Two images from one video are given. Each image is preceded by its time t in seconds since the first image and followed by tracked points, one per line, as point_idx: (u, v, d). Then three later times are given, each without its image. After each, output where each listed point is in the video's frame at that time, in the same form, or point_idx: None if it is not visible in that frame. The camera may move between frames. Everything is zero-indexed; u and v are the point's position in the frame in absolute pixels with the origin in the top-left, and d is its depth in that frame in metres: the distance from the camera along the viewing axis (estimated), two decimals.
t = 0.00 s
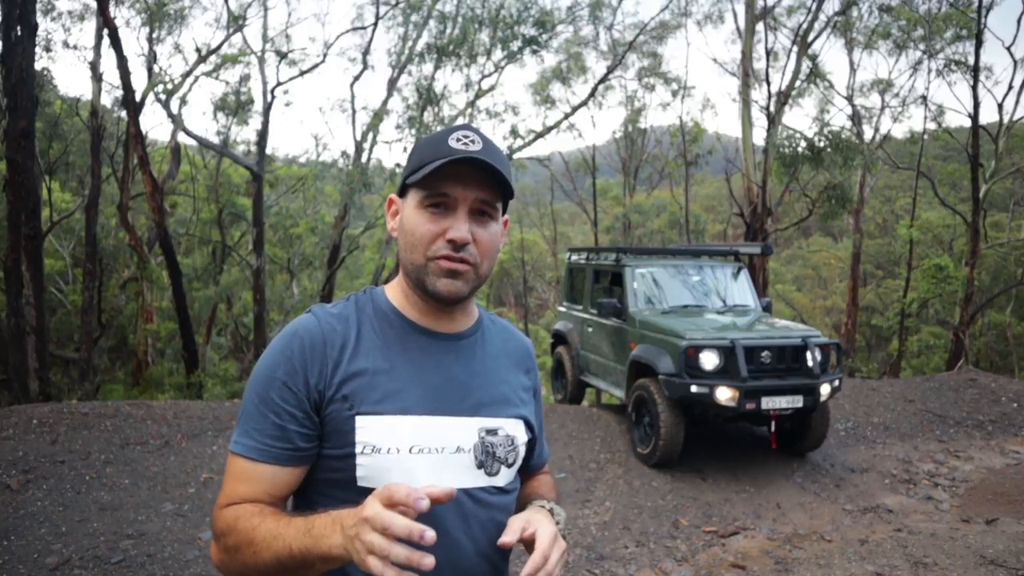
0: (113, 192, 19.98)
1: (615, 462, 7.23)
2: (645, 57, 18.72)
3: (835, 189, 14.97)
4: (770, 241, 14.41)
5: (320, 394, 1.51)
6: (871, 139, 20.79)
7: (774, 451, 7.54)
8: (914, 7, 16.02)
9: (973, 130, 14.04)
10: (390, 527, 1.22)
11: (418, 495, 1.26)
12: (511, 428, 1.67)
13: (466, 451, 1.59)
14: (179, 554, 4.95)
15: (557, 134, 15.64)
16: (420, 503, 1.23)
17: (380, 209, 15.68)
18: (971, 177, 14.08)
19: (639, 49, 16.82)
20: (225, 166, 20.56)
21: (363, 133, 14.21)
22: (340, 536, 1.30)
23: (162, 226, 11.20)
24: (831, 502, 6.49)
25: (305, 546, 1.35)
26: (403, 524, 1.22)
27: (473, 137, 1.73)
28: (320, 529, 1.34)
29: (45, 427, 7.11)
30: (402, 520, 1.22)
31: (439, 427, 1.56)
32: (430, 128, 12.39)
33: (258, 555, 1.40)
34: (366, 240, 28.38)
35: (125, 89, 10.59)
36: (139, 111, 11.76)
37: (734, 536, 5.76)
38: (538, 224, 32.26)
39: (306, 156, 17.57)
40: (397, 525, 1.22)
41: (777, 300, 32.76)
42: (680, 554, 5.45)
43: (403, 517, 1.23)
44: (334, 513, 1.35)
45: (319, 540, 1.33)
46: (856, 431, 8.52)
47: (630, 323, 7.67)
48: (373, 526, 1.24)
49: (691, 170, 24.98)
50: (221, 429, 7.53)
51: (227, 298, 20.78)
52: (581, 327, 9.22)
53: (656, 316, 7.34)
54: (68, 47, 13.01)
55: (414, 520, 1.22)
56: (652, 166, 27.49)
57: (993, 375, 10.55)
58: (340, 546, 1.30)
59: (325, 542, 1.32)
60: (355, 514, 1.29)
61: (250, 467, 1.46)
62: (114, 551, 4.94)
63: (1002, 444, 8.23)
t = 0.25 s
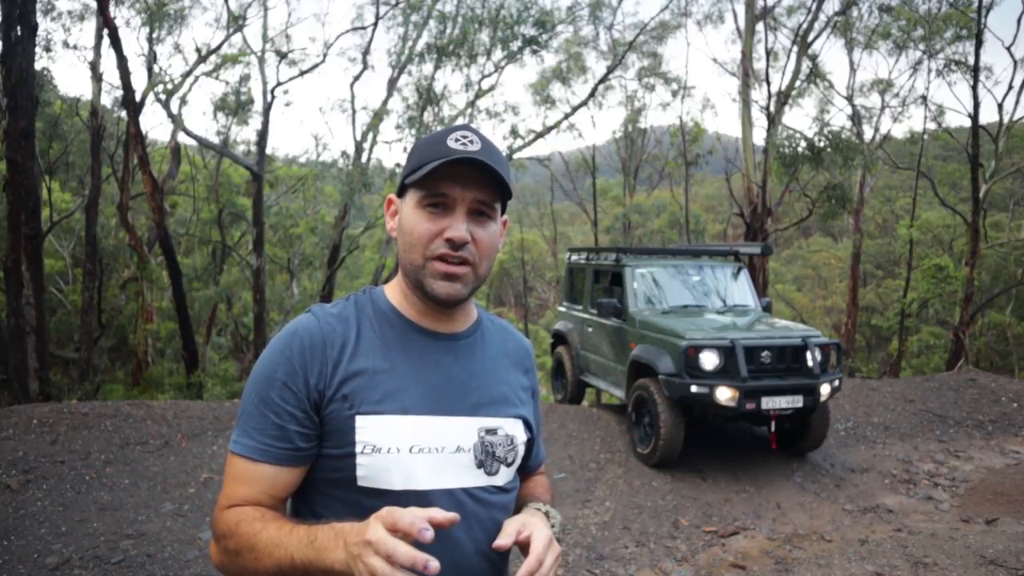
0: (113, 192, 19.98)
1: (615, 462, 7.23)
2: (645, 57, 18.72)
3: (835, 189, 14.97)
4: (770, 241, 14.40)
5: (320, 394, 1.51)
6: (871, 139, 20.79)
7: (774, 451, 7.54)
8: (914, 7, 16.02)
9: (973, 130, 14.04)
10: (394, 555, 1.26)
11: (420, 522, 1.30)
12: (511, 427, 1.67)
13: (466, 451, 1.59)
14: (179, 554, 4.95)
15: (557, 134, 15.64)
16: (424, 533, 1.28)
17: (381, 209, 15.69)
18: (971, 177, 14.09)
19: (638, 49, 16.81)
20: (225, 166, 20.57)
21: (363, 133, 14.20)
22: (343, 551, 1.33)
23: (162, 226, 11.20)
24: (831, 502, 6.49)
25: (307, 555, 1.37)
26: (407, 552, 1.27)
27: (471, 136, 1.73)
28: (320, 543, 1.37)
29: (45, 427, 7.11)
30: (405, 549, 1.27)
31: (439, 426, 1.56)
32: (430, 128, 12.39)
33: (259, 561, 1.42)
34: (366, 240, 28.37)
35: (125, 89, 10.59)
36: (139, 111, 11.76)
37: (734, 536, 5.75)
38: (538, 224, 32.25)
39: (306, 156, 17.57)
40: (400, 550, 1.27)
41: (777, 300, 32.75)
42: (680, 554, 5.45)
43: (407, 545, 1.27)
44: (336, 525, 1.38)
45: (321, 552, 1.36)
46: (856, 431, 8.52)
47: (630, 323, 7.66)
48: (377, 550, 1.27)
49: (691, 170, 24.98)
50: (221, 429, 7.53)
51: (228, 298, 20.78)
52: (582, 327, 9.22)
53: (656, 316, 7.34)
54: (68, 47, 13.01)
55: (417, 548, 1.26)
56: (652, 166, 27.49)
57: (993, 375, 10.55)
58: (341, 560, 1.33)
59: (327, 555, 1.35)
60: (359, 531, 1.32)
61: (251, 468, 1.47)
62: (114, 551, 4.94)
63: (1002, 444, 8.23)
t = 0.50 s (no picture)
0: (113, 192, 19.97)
1: (615, 462, 7.23)
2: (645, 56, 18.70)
3: (835, 189, 14.98)
4: (770, 241, 14.41)
5: (320, 389, 1.51)
6: (871, 139, 20.80)
7: (774, 451, 7.54)
8: (914, 7, 16.01)
9: (973, 130, 14.04)
10: (379, 437, 1.14)
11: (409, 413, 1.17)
12: (512, 422, 1.68)
13: (467, 446, 1.59)
14: (179, 554, 4.95)
15: (557, 134, 15.64)
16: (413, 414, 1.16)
17: (380, 209, 15.70)
18: (971, 177, 14.08)
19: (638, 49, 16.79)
20: (225, 166, 20.57)
21: (363, 133, 14.20)
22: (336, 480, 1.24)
23: (162, 226, 11.20)
24: (831, 502, 6.49)
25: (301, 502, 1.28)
26: (394, 430, 1.14)
27: (468, 136, 1.73)
28: (315, 479, 1.28)
29: (45, 427, 7.11)
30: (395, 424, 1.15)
31: (441, 420, 1.56)
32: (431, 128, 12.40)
33: (251, 531, 1.33)
34: (366, 240, 28.37)
35: (125, 89, 10.60)
36: (139, 111, 11.76)
37: (734, 536, 5.75)
38: (538, 224, 32.25)
39: (306, 156, 17.57)
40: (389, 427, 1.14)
41: (777, 300, 32.75)
42: (680, 554, 5.45)
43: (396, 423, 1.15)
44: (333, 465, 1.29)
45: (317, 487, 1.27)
46: (856, 431, 8.52)
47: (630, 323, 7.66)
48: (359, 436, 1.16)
49: (691, 170, 24.98)
50: (221, 429, 7.53)
51: (228, 298, 20.78)
52: (582, 327, 9.22)
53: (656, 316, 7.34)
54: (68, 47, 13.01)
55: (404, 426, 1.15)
56: (652, 165, 27.49)
57: (993, 375, 10.55)
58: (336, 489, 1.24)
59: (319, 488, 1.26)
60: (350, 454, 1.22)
61: (247, 459, 1.42)
62: (114, 551, 4.94)
63: (1002, 444, 8.23)
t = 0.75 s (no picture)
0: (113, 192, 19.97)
1: (615, 462, 7.23)
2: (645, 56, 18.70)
3: (835, 189, 14.98)
4: (770, 241, 14.40)
5: (322, 386, 1.51)
6: (870, 139, 20.81)
7: (774, 451, 7.54)
8: (914, 7, 16.01)
9: (973, 130, 14.04)
10: (371, 349, 1.24)
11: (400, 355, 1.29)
12: (511, 422, 1.68)
13: (467, 445, 1.60)
14: (179, 554, 4.95)
15: (557, 134, 15.64)
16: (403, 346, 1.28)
17: (380, 209, 15.70)
18: (972, 177, 14.08)
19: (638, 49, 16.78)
20: (225, 166, 20.57)
21: (363, 133, 14.19)
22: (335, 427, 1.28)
23: (162, 226, 11.20)
24: (831, 502, 6.49)
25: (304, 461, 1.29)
26: (386, 347, 1.24)
27: (468, 137, 1.74)
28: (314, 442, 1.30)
29: (45, 427, 7.11)
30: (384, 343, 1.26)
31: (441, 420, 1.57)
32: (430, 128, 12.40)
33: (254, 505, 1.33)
34: (366, 240, 28.36)
35: (125, 89, 10.60)
36: (139, 111, 11.76)
37: (734, 536, 5.76)
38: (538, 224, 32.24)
39: (306, 156, 17.57)
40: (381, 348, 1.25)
41: (777, 300, 32.74)
42: (680, 554, 5.45)
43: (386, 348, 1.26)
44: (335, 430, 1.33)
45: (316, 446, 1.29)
46: (856, 431, 8.52)
47: (630, 323, 7.67)
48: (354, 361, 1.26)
49: (691, 170, 24.99)
50: (221, 429, 7.53)
51: (228, 298, 20.78)
52: (582, 327, 9.22)
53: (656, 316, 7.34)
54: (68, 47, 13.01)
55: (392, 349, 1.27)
56: (652, 165, 27.49)
57: (993, 375, 10.55)
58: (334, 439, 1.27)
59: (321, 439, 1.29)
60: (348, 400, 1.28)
61: (248, 455, 1.41)
62: (114, 551, 4.94)
63: (1002, 445, 8.23)
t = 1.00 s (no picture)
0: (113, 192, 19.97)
1: (615, 462, 7.23)
2: (645, 56, 18.70)
3: (835, 189, 14.99)
4: (770, 241, 14.40)
5: (322, 387, 1.50)
6: (870, 139, 20.81)
7: (774, 451, 7.54)
8: (914, 7, 16.01)
9: (973, 130, 14.05)
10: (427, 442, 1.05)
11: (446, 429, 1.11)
12: (509, 422, 1.69)
13: (467, 446, 1.60)
14: (179, 554, 4.95)
15: (557, 134, 15.65)
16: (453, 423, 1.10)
17: (380, 209, 15.72)
18: (971, 177, 14.08)
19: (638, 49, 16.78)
20: (225, 167, 20.58)
21: (363, 133, 14.20)
22: (363, 489, 1.12)
23: (162, 226, 11.21)
24: (831, 502, 6.49)
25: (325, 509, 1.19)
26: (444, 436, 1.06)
27: (473, 139, 1.74)
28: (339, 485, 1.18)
29: (45, 426, 7.11)
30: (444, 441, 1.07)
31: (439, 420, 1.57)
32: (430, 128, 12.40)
33: (271, 536, 1.26)
34: (367, 240, 28.35)
35: (125, 89, 10.60)
36: (139, 111, 11.76)
37: (734, 536, 5.75)
38: (538, 224, 32.25)
39: (306, 156, 17.58)
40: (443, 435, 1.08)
41: (777, 300, 32.75)
42: (680, 554, 5.45)
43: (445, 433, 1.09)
44: (353, 468, 1.19)
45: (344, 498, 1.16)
46: (856, 431, 8.53)
47: (630, 323, 7.66)
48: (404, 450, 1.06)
49: (691, 170, 25.00)
50: (221, 428, 7.53)
51: (228, 298, 20.79)
52: (582, 327, 9.22)
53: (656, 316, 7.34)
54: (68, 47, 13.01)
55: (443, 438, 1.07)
56: (652, 165, 27.49)
57: (993, 375, 10.55)
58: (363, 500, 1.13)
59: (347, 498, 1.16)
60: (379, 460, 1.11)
61: (251, 459, 1.39)
62: (114, 551, 4.94)
63: (1002, 444, 8.23)
